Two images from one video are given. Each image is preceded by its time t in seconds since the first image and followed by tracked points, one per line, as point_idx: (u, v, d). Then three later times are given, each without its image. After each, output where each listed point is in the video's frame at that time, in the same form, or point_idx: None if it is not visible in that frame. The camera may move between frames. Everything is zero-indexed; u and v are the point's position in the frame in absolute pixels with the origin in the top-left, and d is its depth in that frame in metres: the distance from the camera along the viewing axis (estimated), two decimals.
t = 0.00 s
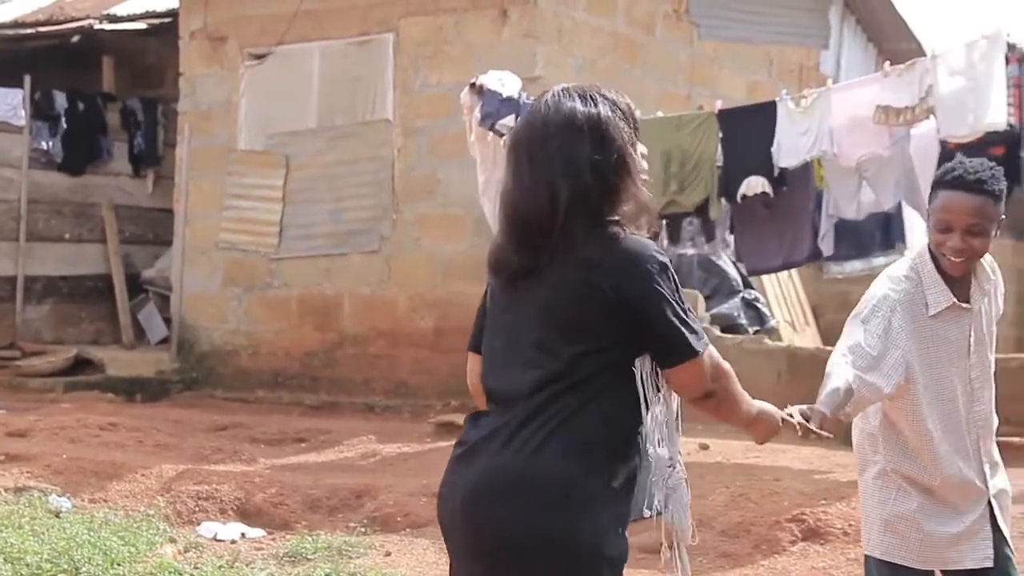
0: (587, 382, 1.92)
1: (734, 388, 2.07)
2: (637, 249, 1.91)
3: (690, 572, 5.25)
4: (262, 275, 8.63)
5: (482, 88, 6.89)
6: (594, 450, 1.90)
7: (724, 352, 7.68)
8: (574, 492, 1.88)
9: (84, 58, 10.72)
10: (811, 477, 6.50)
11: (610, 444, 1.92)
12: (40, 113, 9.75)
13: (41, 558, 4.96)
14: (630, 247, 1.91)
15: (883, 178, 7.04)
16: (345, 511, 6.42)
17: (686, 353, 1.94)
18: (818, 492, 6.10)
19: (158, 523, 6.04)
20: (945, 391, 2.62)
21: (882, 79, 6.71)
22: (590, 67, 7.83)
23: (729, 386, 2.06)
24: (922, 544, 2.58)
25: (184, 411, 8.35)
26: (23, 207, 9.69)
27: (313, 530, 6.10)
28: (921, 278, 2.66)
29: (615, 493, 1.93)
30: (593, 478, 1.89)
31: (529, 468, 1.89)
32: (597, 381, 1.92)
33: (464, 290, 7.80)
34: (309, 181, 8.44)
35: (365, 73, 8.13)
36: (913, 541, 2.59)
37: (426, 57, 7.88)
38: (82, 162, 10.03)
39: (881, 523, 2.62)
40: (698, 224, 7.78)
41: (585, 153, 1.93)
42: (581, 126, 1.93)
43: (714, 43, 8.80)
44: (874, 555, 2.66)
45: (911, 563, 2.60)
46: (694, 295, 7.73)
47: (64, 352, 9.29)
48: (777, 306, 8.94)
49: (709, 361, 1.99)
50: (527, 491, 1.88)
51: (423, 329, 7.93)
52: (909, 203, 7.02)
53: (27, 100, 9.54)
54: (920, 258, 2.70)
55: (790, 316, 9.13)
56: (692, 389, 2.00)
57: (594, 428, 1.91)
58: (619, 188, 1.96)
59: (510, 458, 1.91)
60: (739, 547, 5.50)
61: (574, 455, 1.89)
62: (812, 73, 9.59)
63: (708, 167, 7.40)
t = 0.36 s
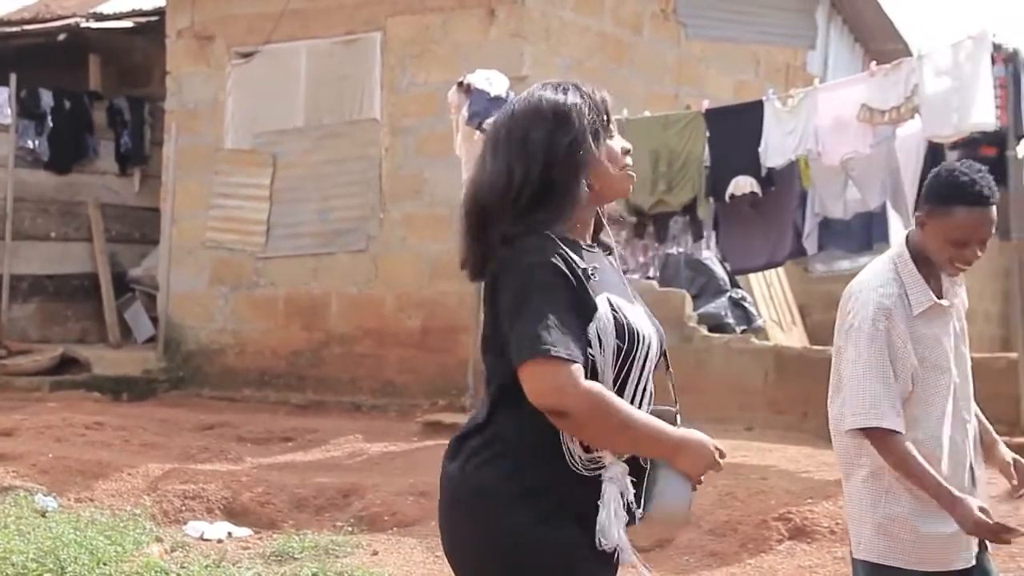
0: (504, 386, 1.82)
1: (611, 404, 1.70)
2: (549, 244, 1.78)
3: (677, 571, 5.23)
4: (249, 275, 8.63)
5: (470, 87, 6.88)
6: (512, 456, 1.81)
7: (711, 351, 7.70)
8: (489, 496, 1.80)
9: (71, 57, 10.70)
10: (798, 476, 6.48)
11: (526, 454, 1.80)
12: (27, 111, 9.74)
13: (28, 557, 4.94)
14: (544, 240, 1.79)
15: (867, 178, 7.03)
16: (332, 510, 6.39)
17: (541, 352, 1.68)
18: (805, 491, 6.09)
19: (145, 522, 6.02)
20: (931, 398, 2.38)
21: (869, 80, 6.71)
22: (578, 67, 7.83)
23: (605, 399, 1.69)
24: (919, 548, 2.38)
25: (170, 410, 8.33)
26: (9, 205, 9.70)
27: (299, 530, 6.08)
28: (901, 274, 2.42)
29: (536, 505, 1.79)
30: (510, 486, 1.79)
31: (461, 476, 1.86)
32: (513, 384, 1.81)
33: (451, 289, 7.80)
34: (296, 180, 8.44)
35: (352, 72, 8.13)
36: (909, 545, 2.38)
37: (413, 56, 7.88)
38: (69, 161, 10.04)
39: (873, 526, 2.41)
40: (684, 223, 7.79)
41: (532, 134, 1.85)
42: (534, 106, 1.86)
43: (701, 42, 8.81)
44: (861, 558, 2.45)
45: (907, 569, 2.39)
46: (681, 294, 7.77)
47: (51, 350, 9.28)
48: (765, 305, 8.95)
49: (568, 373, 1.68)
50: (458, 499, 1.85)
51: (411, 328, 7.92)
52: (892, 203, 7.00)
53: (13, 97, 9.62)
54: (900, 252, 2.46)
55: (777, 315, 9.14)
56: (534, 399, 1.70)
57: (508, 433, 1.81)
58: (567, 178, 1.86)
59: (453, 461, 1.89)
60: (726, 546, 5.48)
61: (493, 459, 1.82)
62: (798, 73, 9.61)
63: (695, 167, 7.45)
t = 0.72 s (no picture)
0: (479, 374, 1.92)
1: (532, 398, 1.76)
2: (506, 235, 1.88)
3: (663, 571, 5.23)
4: (235, 275, 8.63)
5: (456, 86, 6.86)
6: (487, 448, 1.89)
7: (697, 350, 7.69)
8: (470, 493, 1.89)
9: (56, 56, 10.68)
10: (784, 476, 6.48)
11: (498, 447, 1.88)
12: (11, 110, 9.74)
13: (12, 557, 4.93)
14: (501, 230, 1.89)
15: (853, 178, 7.06)
16: (318, 510, 6.37)
17: (467, 341, 1.79)
18: (791, 491, 6.09)
19: (130, 522, 6.00)
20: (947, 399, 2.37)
21: (855, 81, 6.72)
22: (564, 67, 7.83)
23: (530, 395, 1.76)
24: (924, 549, 2.36)
25: (156, 410, 8.32)
26: None
27: (285, 530, 6.07)
28: (926, 268, 2.39)
29: (511, 500, 1.87)
30: (489, 482, 1.88)
31: (446, 464, 1.96)
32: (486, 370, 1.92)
33: (438, 289, 7.80)
34: (282, 180, 8.43)
35: (339, 71, 8.12)
36: (916, 546, 2.36)
37: (399, 55, 7.87)
38: (53, 160, 10.05)
39: (880, 525, 2.38)
40: (671, 223, 7.73)
41: (532, 126, 1.94)
42: (542, 99, 1.95)
43: (687, 43, 8.81)
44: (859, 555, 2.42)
45: (911, 568, 2.37)
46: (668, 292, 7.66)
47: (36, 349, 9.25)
48: (751, 305, 8.96)
49: (488, 369, 1.78)
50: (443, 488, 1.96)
51: (397, 328, 7.91)
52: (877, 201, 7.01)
53: None
54: (925, 244, 2.42)
55: (763, 315, 9.15)
56: (463, 389, 1.82)
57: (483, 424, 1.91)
58: (551, 176, 1.92)
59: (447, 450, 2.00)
60: (712, 546, 5.48)
61: (470, 450, 1.91)
62: (784, 73, 9.62)
63: (681, 167, 7.42)
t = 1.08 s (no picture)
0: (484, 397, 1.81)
1: (536, 422, 1.65)
2: (483, 254, 1.75)
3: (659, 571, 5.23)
4: (232, 275, 8.63)
5: (453, 86, 6.85)
6: (498, 467, 1.78)
7: (694, 351, 7.69)
8: (479, 513, 1.78)
9: (52, 56, 10.68)
10: (781, 476, 6.48)
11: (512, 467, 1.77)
12: (9, 110, 9.71)
13: (10, 558, 4.93)
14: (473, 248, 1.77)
15: (852, 178, 7.05)
16: (316, 510, 6.37)
17: (457, 380, 1.68)
18: (788, 491, 6.09)
19: (127, 523, 6.00)
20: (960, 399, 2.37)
21: (851, 82, 6.72)
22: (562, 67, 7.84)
23: (537, 417, 1.65)
24: (936, 548, 2.35)
25: (153, 410, 8.32)
26: None
27: (282, 530, 6.07)
28: (949, 269, 2.41)
29: (519, 522, 1.75)
30: (497, 504, 1.77)
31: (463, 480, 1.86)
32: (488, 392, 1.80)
33: (435, 289, 7.80)
34: (280, 180, 8.44)
35: (336, 71, 8.13)
36: (924, 545, 2.34)
37: (397, 55, 7.87)
38: (51, 160, 10.02)
39: (888, 522, 2.37)
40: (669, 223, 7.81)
41: (508, 136, 1.80)
42: (519, 104, 1.79)
43: (684, 43, 8.82)
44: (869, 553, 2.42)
45: (916, 569, 2.35)
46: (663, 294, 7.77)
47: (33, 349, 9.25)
48: (749, 306, 8.95)
49: (485, 403, 1.66)
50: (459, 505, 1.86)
51: (394, 328, 7.91)
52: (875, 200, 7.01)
53: None
54: (948, 247, 2.45)
55: (761, 315, 9.15)
56: (467, 426, 1.71)
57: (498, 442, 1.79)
58: (525, 193, 1.79)
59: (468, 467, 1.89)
60: (709, 546, 5.49)
61: (484, 468, 1.80)
62: (781, 73, 9.63)
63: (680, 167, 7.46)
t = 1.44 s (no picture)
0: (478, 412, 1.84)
1: (510, 445, 1.66)
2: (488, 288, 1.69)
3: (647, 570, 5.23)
4: (221, 275, 8.62)
5: (442, 87, 6.81)
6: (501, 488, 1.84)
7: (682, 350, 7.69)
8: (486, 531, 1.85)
9: (40, 56, 10.66)
10: (770, 475, 6.48)
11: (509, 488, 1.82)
12: None
13: None
14: (485, 285, 1.69)
15: (840, 178, 7.11)
16: (305, 510, 6.36)
17: (436, 402, 1.70)
18: (776, 491, 6.10)
19: (115, 524, 5.98)
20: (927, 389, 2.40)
21: (839, 82, 6.73)
22: (551, 66, 7.84)
23: (511, 439, 1.66)
24: (905, 551, 2.37)
25: (141, 411, 8.30)
26: None
27: (271, 530, 6.06)
28: (921, 265, 2.47)
29: (511, 544, 1.80)
30: (498, 524, 1.83)
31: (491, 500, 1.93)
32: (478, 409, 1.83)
33: (424, 289, 7.79)
34: (268, 180, 8.44)
35: (325, 71, 8.13)
36: (891, 544, 2.37)
37: (386, 55, 7.86)
38: (39, 159, 10.03)
39: (858, 518, 2.41)
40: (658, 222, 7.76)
41: (523, 162, 1.68)
42: (540, 131, 1.67)
43: (673, 43, 8.83)
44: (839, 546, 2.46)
45: (886, 567, 2.39)
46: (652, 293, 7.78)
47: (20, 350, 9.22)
48: (739, 305, 8.94)
49: (462, 427, 1.69)
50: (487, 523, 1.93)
51: (383, 328, 7.90)
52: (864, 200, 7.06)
53: None
54: (923, 246, 2.53)
55: (750, 315, 9.15)
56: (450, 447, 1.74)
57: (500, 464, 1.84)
58: (545, 228, 1.71)
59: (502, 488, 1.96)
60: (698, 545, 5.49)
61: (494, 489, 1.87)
62: (769, 73, 9.62)
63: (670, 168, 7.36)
